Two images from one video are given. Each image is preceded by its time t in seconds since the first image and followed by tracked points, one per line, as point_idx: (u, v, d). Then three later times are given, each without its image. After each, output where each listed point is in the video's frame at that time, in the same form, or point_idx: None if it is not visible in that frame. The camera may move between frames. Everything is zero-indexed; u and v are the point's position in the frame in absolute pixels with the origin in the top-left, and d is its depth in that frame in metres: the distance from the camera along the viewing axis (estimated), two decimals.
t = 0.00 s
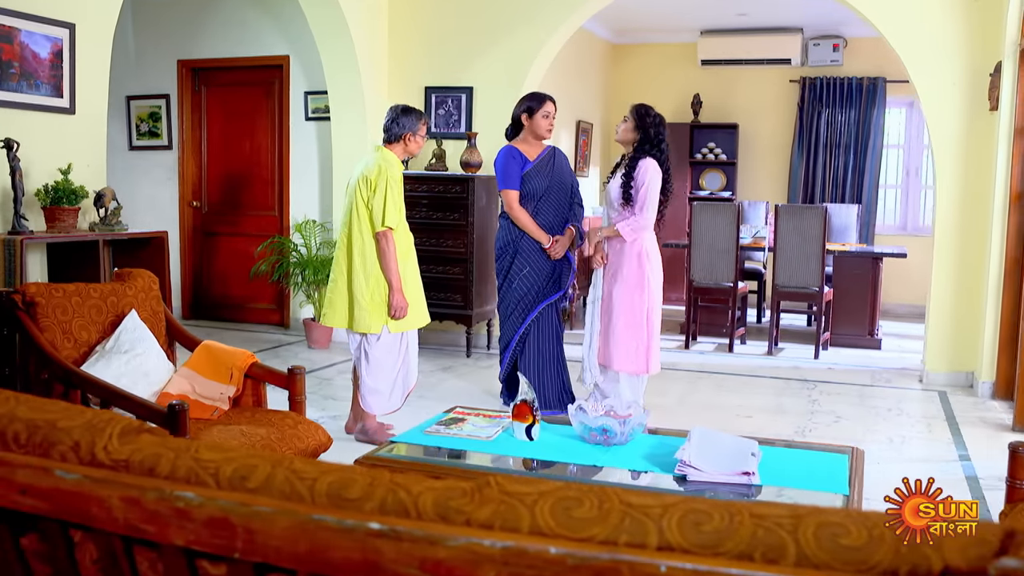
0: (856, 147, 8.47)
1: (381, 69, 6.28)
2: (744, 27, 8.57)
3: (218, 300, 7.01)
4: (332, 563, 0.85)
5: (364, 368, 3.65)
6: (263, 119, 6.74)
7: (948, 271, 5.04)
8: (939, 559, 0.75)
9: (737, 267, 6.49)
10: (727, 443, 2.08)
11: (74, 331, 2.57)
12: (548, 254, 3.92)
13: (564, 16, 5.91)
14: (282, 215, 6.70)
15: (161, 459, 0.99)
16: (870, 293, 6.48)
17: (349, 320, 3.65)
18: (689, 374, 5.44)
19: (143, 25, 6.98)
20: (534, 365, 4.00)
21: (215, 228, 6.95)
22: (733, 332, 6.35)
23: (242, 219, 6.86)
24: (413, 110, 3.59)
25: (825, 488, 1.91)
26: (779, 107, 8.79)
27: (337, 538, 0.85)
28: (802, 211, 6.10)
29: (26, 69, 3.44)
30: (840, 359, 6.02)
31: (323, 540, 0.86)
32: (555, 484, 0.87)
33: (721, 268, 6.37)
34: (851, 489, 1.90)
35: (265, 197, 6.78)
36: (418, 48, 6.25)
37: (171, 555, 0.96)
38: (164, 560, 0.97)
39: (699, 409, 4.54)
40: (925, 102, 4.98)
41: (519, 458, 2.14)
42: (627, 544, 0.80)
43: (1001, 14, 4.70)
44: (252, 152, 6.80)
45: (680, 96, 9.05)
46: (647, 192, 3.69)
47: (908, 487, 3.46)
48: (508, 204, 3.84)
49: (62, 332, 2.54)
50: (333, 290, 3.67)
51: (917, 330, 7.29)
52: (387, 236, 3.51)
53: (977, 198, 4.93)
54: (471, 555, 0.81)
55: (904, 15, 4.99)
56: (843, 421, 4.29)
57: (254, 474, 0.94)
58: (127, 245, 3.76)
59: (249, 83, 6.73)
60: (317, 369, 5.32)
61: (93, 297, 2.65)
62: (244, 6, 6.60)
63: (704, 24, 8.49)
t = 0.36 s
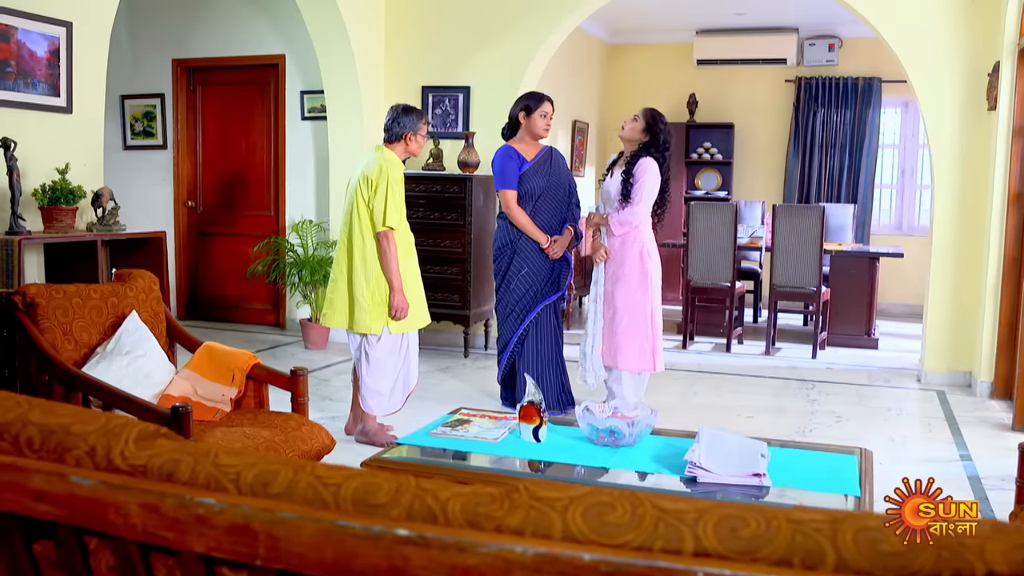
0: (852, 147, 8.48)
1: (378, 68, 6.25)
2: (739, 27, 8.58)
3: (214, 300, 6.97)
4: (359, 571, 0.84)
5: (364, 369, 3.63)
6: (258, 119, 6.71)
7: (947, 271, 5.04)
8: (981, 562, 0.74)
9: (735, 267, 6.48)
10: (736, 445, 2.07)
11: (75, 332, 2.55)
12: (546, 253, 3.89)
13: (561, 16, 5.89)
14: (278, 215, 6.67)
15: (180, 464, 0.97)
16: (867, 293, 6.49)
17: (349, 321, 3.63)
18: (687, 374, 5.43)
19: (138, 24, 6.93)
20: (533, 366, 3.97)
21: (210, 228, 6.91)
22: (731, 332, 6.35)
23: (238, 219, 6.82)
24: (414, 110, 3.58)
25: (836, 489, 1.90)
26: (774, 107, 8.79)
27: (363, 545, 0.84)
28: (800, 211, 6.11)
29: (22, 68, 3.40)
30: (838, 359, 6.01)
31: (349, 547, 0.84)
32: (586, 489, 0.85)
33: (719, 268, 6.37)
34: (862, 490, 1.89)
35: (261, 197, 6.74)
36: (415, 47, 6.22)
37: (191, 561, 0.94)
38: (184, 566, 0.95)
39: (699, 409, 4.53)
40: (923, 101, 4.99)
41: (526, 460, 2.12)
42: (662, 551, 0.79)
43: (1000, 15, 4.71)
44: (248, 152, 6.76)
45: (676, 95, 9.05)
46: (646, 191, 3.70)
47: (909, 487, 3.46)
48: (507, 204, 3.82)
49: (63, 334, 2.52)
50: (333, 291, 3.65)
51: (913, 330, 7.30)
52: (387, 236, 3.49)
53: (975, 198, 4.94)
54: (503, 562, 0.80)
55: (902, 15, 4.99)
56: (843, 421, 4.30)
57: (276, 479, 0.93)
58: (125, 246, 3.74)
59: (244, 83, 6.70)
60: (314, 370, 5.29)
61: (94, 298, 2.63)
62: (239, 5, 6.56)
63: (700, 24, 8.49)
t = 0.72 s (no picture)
0: (847, 146, 8.50)
1: (374, 67, 6.23)
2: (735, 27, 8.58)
3: (209, 300, 6.93)
4: None
5: (364, 370, 3.60)
6: (253, 119, 6.67)
7: (944, 271, 5.05)
8: None
9: (732, 267, 6.48)
10: (744, 447, 2.07)
11: (75, 334, 2.52)
12: (547, 253, 3.86)
13: (558, 16, 5.88)
14: (274, 215, 6.64)
15: (200, 469, 0.96)
16: (863, 293, 6.49)
17: (350, 321, 3.61)
18: (685, 374, 5.43)
19: (131, 23, 6.89)
20: (533, 366, 3.95)
21: (205, 228, 6.87)
22: (728, 332, 6.35)
23: (233, 219, 6.78)
24: (413, 109, 3.56)
25: (846, 491, 1.89)
26: (769, 107, 8.80)
27: (390, 552, 0.82)
28: (797, 211, 6.11)
29: (18, 66, 3.37)
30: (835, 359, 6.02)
31: (376, 554, 0.83)
32: (618, 495, 0.84)
33: (716, 268, 6.36)
34: (873, 491, 1.88)
35: (256, 196, 6.71)
36: (411, 46, 6.20)
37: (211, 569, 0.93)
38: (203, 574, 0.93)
39: (698, 409, 4.53)
40: (921, 100, 4.99)
41: (533, 461, 2.11)
42: (698, 558, 0.77)
43: (998, 14, 4.72)
44: (243, 151, 6.72)
45: (671, 95, 9.05)
46: (645, 189, 3.71)
47: (910, 487, 3.46)
48: (508, 204, 3.80)
49: (63, 335, 2.49)
50: (333, 292, 3.63)
51: (908, 329, 7.32)
52: (388, 236, 3.47)
53: (972, 197, 4.95)
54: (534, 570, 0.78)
55: (900, 14, 5.00)
56: (842, 421, 4.30)
57: (299, 484, 0.91)
58: (122, 246, 3.71)
59: (239, 82, 6.66)
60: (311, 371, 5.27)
61: (94, 299, 2.60)
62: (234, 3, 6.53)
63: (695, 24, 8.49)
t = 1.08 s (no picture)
0: (842, 146, 8.51)
1: (370, 66, 6.21)
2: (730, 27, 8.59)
3: (203, 300, 6.90)
4: None
5: (364, 371, 3.58)
6: (248, 118, 6.64)
7: (941, 271, 5.06)
8: None
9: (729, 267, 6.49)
10: (752, 448, 2.05)
11: (75, 335, 2.49)
12: (547, 253, 3.84)
13: (555, 16, 5.87)
14: (269, 215, 6.61)
15: (219, 475, 0.94)
16: (859, 293, 6.50)
17: (349, 322, 3.58)
18: (682, 374, 5.43)
19: (125, 21, 6.85)
20: (533, 365, 3.93)
21: (199, 228, 6.83)
22: (725, 332, 6.35)
23: (228, 219, 6.75)
24: (413, 108, 3.54)
25: (857, 492, 1.88)
26: (764, 107, 8.81)
27: (419, 559, 0.81)
28: (793, 211, 6.11)
29: (15, 65, 3.34)
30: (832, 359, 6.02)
31: (404, 561, 0.81)
32: (650, 500, 0.83)
33: (712, 268, 6.37)
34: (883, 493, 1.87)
35: (251, 196, 6.68)
36: (408, 45, 6.18)
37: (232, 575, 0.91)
38: None
39: (697, 410, 4.52)
40: (917, 99, 5.00)
41: (540, 463, 2.09)
42: (734, 564, 0.76)
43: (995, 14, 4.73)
44: (238, 151, 6.69)
45: (667, 95, 9.05)
46: (648, 190, 3.73)
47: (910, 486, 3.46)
48: (507, 205, 3.80)
49: (63, 336, 2.47)
50: (332, 292, 3.60)
51: (903, 329, 7.33)
52: (388, 236, 3.46)
53: (970, 197, 4.96)
54: None
55: (897, 14, 5.01)
56: (842, 421, 4.30)
57: (322, 490, 0.89)
58: (119, 246, 3.68)
59: (234, 81, 6.63)
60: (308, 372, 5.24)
61: (94, 300, 2.58)
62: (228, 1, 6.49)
63: (690, 24, 8.49)
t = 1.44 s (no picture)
0: (837, 146, 8.53)
1: (366, 66, 6.18)
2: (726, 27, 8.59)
3: (199, 301, 6.86)
4: None
5: (364, 371, 3.56)
6: (244, 118, 6.61)
7: (939, 271, 5.07)
8: None
9: (726, 267, 6.49)
10: (760, 450, 2.05)
11: (75, 336, 2.47)
12: (548, 253, 3.83)
13: (552, 16, 5.85)
14: (265, 215, 6.58)
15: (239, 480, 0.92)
16: (856, 293, 6.51)
17: (349, 322, 3.56)
18: (681, 374, 5.42)
19: (119, 20, 6.81)
20: (533, 365, 3.92)
21: (195, 228, 6.80)
22: (722, 332, 6.35)
23: (224, 219, 6.72)
24: (413, 108, 3.53)
25: (866, 493, 1.87)
26: (759, 107, 8.81)
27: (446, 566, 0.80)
28: (791, 211, 6.12)
29: (11, 64, 3.31)
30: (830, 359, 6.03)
31: (430, 567, 0.81)
32: (681, 504, 0.82)
33: (710, 268, 6.37)
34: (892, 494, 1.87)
35: (247, 196, 6.65)
36: (405, 44, 6.16)
37: None
38: None
39: (697, 410, 4.52)
40: (915, 98, 5.00)
41: (546, 465, 2.08)
42: (770, 569, 0.75)
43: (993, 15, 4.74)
44: (233, 151, 6.66)
45: (663, 95, 9.05)
46: (656, 188, 3.78)
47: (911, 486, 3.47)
48: (508, 206, 3.79)
49: (64, 338, 2.44)
50: (332, 293, 3.58)
51: (900, 329, 7.34)
52: (388, 236, 3.44)
53: (967, 197, 4.97)
54: None
55: (895, 14, 5.01)
56: (841, 421, 4.30)
57: (345, 495, 0.88)
58: (117, 246, 3.66)
59: (230, 81, 6.60)
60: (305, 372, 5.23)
61: (94, 301, 2.55)
62: None
63: (686, 24, 8.49)
